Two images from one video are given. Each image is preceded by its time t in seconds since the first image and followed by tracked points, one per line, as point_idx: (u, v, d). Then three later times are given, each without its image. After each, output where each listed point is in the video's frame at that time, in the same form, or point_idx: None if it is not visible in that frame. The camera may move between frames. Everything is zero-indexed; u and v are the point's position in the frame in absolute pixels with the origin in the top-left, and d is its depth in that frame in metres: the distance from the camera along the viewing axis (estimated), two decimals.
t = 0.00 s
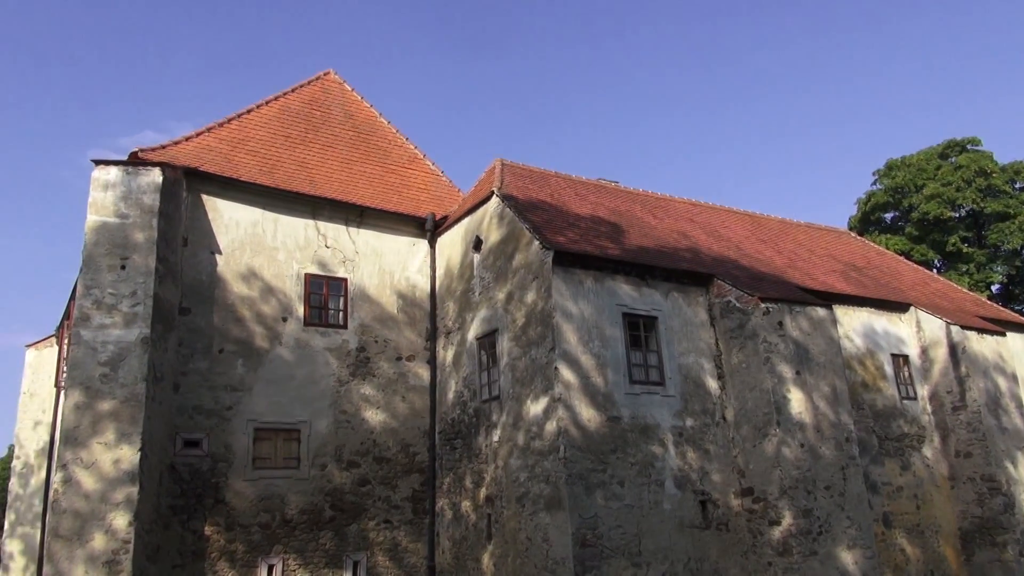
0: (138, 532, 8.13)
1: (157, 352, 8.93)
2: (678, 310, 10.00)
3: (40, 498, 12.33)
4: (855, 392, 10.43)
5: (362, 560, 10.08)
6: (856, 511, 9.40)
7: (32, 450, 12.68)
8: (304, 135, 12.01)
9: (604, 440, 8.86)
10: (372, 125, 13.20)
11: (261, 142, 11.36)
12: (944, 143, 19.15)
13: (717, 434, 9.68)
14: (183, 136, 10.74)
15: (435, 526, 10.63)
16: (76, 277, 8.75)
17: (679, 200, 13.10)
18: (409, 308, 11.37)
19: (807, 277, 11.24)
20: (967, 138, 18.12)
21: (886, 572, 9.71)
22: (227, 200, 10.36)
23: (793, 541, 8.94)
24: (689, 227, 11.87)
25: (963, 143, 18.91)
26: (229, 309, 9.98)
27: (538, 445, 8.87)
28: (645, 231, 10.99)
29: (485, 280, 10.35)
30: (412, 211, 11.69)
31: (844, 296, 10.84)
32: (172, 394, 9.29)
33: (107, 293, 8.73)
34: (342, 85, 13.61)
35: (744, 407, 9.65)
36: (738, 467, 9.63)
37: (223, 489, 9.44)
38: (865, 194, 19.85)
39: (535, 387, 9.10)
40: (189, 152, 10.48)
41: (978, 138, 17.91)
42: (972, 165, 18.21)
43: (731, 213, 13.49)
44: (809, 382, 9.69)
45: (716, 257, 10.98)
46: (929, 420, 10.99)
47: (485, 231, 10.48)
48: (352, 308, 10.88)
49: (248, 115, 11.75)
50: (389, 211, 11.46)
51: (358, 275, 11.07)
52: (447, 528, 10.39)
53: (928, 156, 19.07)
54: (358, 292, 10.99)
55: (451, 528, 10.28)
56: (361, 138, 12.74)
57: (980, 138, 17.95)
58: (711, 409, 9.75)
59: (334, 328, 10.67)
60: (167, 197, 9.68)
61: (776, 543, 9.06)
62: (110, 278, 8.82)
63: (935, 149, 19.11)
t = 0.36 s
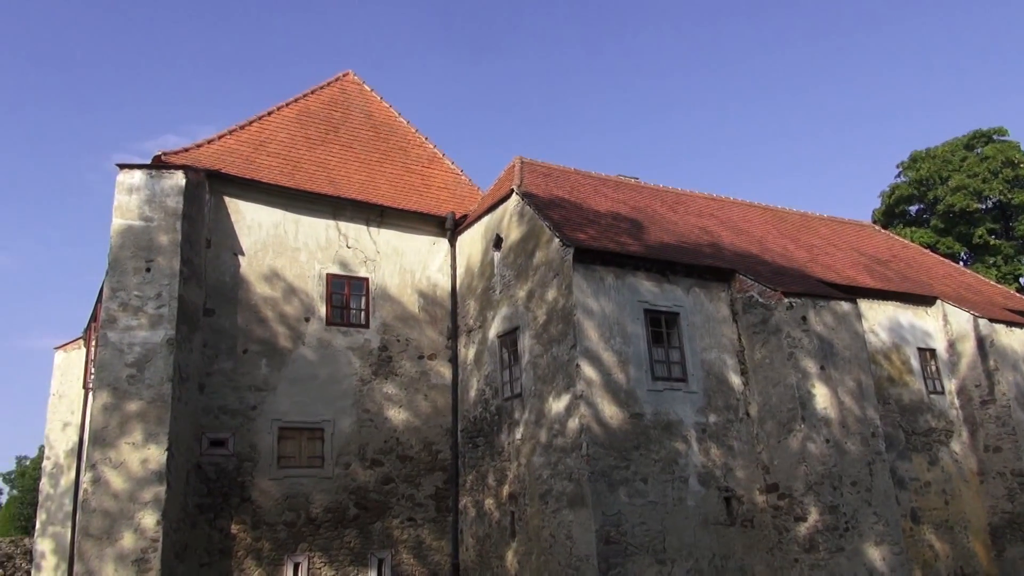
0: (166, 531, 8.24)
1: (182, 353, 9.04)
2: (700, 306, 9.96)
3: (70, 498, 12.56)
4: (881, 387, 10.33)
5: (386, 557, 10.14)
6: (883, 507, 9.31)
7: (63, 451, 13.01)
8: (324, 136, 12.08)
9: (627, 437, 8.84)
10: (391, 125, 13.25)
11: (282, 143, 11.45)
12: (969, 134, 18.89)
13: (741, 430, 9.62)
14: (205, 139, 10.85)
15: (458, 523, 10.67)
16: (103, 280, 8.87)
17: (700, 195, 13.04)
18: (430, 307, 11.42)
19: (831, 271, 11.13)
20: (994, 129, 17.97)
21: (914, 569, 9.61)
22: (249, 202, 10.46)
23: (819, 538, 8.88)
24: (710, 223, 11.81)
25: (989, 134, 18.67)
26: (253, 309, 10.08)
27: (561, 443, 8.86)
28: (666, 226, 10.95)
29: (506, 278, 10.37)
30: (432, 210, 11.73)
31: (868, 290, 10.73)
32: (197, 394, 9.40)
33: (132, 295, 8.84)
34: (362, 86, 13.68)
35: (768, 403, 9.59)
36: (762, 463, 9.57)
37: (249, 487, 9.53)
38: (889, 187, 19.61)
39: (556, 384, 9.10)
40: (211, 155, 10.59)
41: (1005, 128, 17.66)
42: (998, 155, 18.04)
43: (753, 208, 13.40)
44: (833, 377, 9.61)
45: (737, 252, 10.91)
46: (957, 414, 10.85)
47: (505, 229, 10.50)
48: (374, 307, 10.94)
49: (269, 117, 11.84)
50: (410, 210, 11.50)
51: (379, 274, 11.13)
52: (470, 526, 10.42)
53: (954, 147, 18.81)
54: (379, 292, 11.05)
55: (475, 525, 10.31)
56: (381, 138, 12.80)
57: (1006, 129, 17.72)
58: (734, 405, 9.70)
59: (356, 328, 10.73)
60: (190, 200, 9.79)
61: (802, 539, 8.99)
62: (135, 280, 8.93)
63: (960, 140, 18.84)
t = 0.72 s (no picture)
0: (193, 515, 8.37)
1: (206, 341, 9.14)
2: (721, 289, 9.90)
3: (99, 483, 12.79)
4: (906, 368, 10.24)
5: (410, 541, 10.23)
6: (908, 489, 9.25)
7: (91, 437, 13.24)
8: (342, 123, 12.11)
9: (649, 421, 8.83)
10: (409, 111, 13.25)
11: (301, 131, 11.49)
12: (996, 111, 18.57)
13: (763, 413, 9.57)
14: (225, 128, 10.91)
15: (481, 507, 10.74)
16: (127, 269, 8.97)
17: (720, 177, 12.93)
18: (450, 293, 11.45)
19: (854, 253, 11.02)
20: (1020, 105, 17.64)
21: (939, 551, 9.56)
22: (269, 190, 10.52)
23: (843, 521, 8.85)
24: (731, 205, 11.71)
25: (1016, 111, 18.33)
26: (275, 297, 10.17)
27: (582, 427, 8.88)
28: (686, 209, 10.88)
29: (525, 263, 10.36)
30: (451, 196, 11.74)
31: (892, 271, 10.61)
32: (222, 381, 9.51)
33: (156, 284, 8.94)
34: (379, 73, 13.67)
35: (791, 385, 9.53)
36: (785, 446, 9.53)
37: (274, 473, 9.66)
38: (913, 166, 19.35)
39: (577, 369, 9.10)
40: (231, 144, 10.65)
41: None
42: None
43: (774, 189, 13.27)
44: (857, 359, 9.54)
45: (759, 234, 10.82)
46: (983, 396, 10.74)
47: (525, 214, 10.48)
48: (395, 294, 10.99)
49: (288, 106, 11.88)
50: (429, 196, 11.51)
51: (399, 261, 11.17)
52: (493, 510, 10.48)
53: (980, 125, 18.50)
54: (400, 278, 11.09)
55: (497, 509, 10.38)
56: (399, 125, 12.80)
57: None
58: (756, 388, 9.65)
59: (377, 314, 10.79)
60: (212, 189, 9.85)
61: (826, 522, 8.97)
62: (159, 269, 9.02)
63: (986, 117, 18.53)
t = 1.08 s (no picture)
0: (222, 499, 8.50)
1: (231, 328, 9.23)
2: (744, 272, 9.82)
3: (129, 469, 13.04)
4: (933, 351, 10.13)
5: (434, 525, 10.32)
6: (935, 473, 9.16)
7: (121, 423, 13.49)
8: (362, 110, 12.13)
9: (672, 405, 8.82)
10: (429, 97, 13.23)
11: (321, 118, 11.52)
12: None
13: (787, 396, 9.51)
14: (247, 116, 10.96)
15: (504, 491, 10.80)
16: (153, 258, 9.07)
17: (742, 160, 12.80)
18: (472, 279, 11.47)
19: (879, 235, 10.88)
20: None
21: (967, 534, 9.49)
22: (291, 178, 10.58)
23: (869, 505, 8.81)
24: (754, 187, 11.59)
25: None
26: (298, 284, 10.25)
27: (605, 411, 8.88)
28: (708, 192, 10.79)
29: (547, 248, 10.35)
30: (471, 181, 11.73)
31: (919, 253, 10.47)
32: (247, 367, 9.62)
33: (182, 272, 9.04)
34: (398, 59, 13.67)
35: (816, 369, 9.46)
36: (810, 430, 9.47)
37: (300, 458, 9.77)
38: (941, 146, 19.02)
39: (600, 353, 9.10)
40: (252, 132, 10.71)
41: None
42: None
43: (798, 171, 13.11)
44: (883, 342, 9.45)
45: (782, 216, 10.71)
46: (1012, 378, 10.60)
47: (545, 199, 10.46)
48: (417, 280, 11.03)
49: (308, 93, 11.91)
50: (450, 182, 11.51)
51: (421, 247, 11.20)
52: (516, 494, 10.54)
53: (1009, 103, 18.15)
54: (421, 264, 11.13)
55: (520, 493, 10.43)
56: (419, 110, 12.80)
57: None
58: (780, 371, 9.59)
59: (399, 300, 10.84)
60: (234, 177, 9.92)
61: (852, 505, 8.92)
62: (184, 257, 9.12)
63: (1016, 95, 18.17)
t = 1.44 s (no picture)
0: (247, 479, 8.63)
1: (254, 310, 9.33)
2: (766, 252, 9.74)
3: (156, 449, 13.29)
4: (958, 330, 10.02)
5: (456, 504, 10.42)
6: (960, 452, 9.09)
7: (147, 404, 13.72)
8: (381, 91, 12.11)
9: (693, 385, 8.80)
10: (447, 78, 13.19)
11: (340, 100, 11.53)
12: None
13: (810, 376, 9.45)
14: (266, 99, 10.99)
15: (525, 471, 10.87)
16: (176, 241, 9.16)
17: (764, 137, 12.64)
18: (492, 260, 11.48)
19: (904, 213, 10.72)
20: None
21: (991, 514, 9.43)
22: (311, 160, 10.62)
23: (892, 484, 8.77)
24: (775, 165, 11.46)
25: None
26: (319, 266, 10.32)
27: (625, 391, 8.88)
28: (729, 170, 10.68)
29: (566, 228, 10.32)
30: (490, 162, 11.70)
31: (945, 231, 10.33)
32: (270, 349, 9.72)
33: (204, 255, 9.12)
34: (416, 39, 13.61)
35: (838, 348, 9.39)
36: (832, 409, 9.42)
37: (323, 438, 9.89)
38: (968, 121, 18.65)
39: (620, 333, 9.08)
40: (272, 114, 10.74)
41: None
42: None
43: (821, 148, 12.94)
44: (907, 321, 9.36)
45: (805, 194, 10.59)
46: None
47: (565, 179, 10.41)
48: (436, 261, 11.06)
49: (327, 75, 11.91)
50: (469, 163, 11.49)
51: (441, 228, 11.22)
52: (537, 474, 10.60)
53: None
54: (441, 246, 11.15)
55: (541, 473, 10.49)
56: (438, 91, 12.76)
57: None
58: (803, 351, 9.52)
59: (419, 282, 10.88)
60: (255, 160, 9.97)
61: (874, 485, 8.89)
62: (206, 240, 9.20)
63: None
